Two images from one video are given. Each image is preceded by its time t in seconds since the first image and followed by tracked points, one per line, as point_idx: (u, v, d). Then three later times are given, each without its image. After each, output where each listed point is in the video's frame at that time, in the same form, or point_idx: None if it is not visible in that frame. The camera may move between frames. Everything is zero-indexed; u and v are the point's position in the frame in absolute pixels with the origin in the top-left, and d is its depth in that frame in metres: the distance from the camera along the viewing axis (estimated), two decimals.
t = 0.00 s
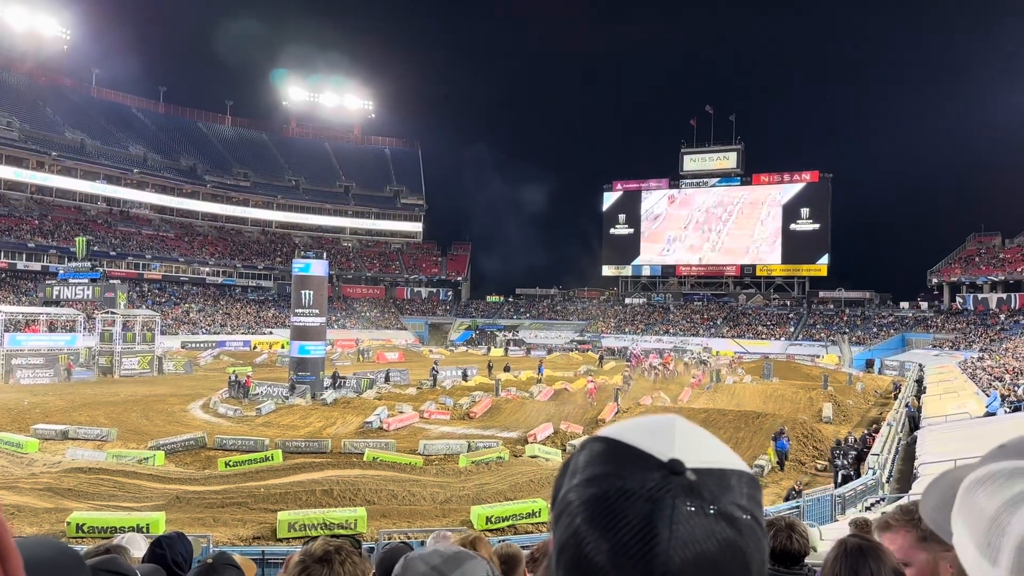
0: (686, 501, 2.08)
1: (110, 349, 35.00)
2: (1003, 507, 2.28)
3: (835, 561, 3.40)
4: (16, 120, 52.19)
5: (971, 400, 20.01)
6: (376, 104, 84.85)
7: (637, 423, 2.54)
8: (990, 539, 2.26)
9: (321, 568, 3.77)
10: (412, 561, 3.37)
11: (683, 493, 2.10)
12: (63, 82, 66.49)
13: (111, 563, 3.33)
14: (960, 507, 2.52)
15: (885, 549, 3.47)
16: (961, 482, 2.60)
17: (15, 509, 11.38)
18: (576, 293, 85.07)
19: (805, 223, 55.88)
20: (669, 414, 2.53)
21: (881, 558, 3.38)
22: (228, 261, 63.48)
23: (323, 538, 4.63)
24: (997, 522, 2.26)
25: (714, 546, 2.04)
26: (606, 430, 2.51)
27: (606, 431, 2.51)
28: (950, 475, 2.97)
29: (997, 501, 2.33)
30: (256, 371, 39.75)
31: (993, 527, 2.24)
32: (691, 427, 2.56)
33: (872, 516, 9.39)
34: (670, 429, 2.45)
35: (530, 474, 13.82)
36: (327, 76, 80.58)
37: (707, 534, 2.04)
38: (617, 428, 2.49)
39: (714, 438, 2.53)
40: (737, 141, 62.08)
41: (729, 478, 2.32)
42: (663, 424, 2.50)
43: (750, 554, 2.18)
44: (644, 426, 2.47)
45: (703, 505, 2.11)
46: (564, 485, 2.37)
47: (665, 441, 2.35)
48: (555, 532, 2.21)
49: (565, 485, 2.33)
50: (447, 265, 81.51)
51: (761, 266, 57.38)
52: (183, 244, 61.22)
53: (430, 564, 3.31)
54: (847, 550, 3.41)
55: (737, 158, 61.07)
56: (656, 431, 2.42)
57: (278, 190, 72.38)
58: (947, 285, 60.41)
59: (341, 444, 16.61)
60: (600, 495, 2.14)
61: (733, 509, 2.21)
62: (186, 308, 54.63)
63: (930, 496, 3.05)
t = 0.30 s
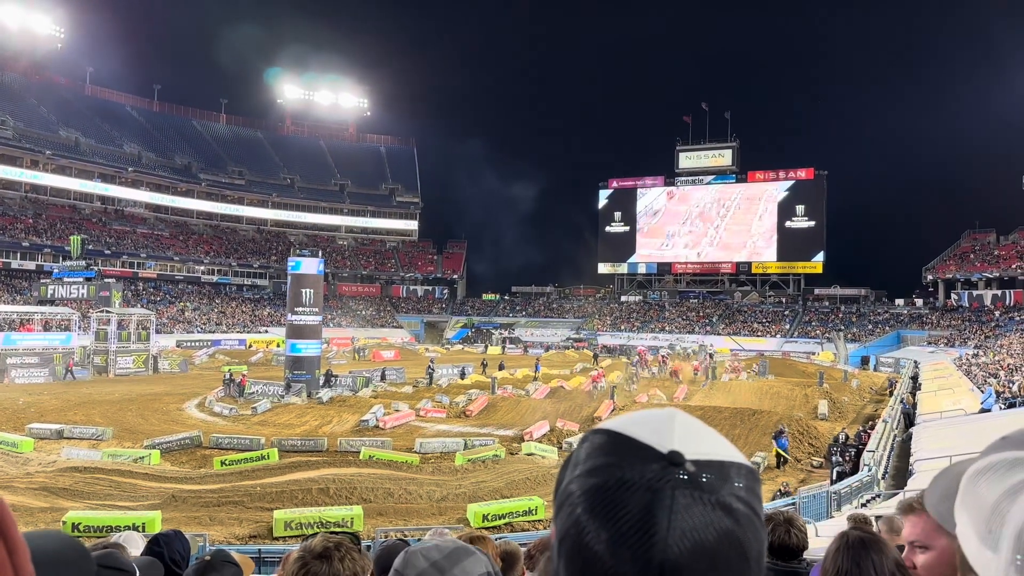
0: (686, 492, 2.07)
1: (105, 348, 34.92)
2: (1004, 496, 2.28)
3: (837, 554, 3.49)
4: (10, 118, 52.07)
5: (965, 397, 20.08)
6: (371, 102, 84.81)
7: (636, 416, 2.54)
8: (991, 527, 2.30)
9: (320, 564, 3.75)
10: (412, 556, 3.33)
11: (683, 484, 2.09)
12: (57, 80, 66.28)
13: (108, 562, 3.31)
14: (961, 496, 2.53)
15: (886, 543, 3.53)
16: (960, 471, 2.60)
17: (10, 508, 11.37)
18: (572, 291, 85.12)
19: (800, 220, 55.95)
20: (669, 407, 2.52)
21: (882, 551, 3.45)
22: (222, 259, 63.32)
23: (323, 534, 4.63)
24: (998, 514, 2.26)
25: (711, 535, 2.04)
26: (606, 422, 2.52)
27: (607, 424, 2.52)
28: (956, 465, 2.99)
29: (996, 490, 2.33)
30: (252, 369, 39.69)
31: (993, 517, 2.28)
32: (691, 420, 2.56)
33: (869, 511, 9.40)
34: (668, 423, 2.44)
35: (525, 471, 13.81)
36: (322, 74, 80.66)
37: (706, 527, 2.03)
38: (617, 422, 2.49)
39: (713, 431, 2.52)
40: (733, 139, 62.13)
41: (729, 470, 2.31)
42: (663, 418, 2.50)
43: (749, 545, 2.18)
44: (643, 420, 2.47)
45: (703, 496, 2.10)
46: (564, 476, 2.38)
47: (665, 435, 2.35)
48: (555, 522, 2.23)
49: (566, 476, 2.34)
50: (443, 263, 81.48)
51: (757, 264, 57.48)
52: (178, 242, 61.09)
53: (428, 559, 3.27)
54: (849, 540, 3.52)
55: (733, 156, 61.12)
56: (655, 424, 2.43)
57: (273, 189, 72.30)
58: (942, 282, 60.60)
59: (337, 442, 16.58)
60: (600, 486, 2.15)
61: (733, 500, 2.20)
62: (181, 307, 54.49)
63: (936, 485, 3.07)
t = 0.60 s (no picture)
0: (665, 479, 2.09)
1: (97, 347, 34.81)
2: (998, 482, 2.44)
3: (830, 546, 3.59)
4: None
5: (958, 393, 20.16)
6: (364, 100, 84.67)
7: (619, 407, 2.58)
8: (985, 514, 2.44)
9: (310, 560, 3.74)
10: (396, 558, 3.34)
11: (662, 472, 2.11)
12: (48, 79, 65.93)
13: (100, 557, 3.31)
14: (957, 483, 2.70)
15: (878, 535, 3.65)
16: (957, 460, 2.77)
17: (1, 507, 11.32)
18: (566, 289, 85.21)
19: (792, 217, 56.08)
20: (651, 399, 2.55)
21: (874, 543, 3.56)
22: (214, 258, 63.13)
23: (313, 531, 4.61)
24: (991, 498, 2.42)
25: (692, 525, 2.06)
26: (590, 414, 2.54)
27: (590, 414, 2.56)
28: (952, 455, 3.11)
29: (991, 476, 2.49)
30: (245, 368, 39.59)
31: (988, 503, 2.40)
32: (673, 412, 2.58)
33: (861, 508, 9.46)
34: (650, 415, 2.47)
35: (519, 469, 13.83)
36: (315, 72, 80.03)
37: (684, 514, 2.05)
38: (599, 412, 2.53)
39: (695, 421, 2.54)
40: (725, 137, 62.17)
41: (709, 459, 2.32)
42: (644, 410, 2.53)
43: (729, 535, 2.18)
44: (627, 411, 2.51)
45: (682, 485, 2.11)
46: (546, 465, 2.41)
47: (646, 425, 2.39)
48: (537, 510, 2.26)
49: (549, 464, 2.37)
50: (436, 261, 81.50)
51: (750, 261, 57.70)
52: (170, 241, 60.88)
53: (417, 564, 3.26)
54: (844, 533, 3.61)
55: (726, 153, 61.19)
56: (635, 416, 2.45)
57: (265, 187, 72.14)
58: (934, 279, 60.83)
59: (330, 441, 16.55)
60: (583, 474, 2.18)
61: (714, 491, 2.22)
62: (173, 306, 54.33)
63: (930, 477, 3.23)
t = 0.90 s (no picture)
0: (648, 463, 2.12)
1: (85, 346, 34.60)
2: (974, 468, 2.44)
3: (816, 539, 3.64)
4: None
5: (946, 388, 20.33)
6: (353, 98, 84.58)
7: (607, 394, 2.61)
8: (965, 501, 2.45)
9: (299, 555, 3.74)
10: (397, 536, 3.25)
11: (646, 456, 2.12)
12: (35, 77, 65.42)
13: (97, 549, 3.35)
14: (940, 470, 2.72)
15: (866, 526, 3.66)
16: (938, 446, 2.80)
17: None
18: (557, 287, 85.41)
19: (781, 215, 56.28)
20: (636, 385, 2.58)
21: (861, 534, 3.58)
22: (203, 256, 62.89)
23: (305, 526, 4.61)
24: (968, 484, 2.43)
25: (675, 509, 2.07)
26: (577, 402, 2.57)
27: (578, 402, 2.59)
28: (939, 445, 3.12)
29: (967, 461, 2.51)
30: (234, 367, 39.43)
31: (967, 488, 2.42)
32: (661, 398, 2.62)
33: (851, 502, 9.50)
34: (635, 400, 2.51)
35: (510, 466, 13.84)
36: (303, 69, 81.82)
37: (669, 498, 2.06)
38: (586, 401, 2.55)
39: (682, 410, 2.57)
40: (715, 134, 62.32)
41: (694, 444, 2.34)
42: (631, 396, 2.56)
43: (713, 519, 2.20)
44: (613, 398, 2.53)
45: (666, 469, 2.14)
46: (535, 452, 2.45)
47: (630, 410, 2.42)
48: (523, 495, 2.30)
49: (536, 451, 2.41)
50: (427, 259, 81.50)
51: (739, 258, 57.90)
52: (159, 239, 60.58)
53: (412, 540, 3.16)
54: (832, 524, 3.64)
55: (715, 151, 61.36)
56: (623, 403, 2.48)
57: (254, 185, 71.89)
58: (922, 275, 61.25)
59: (321, 439, 16.51)
60: (567, 459, 2.21)
61: (699, 475, 2.24)
62: (162, 305, 54.04)
63: (919, 469, 3.25)
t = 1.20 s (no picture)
0: (633, 449, 2.13)
1: (73, 348, 34.39)
2: (959, 454, 2.48)
3: (803, 533, 3.65)
4: None
5: (933, 386, 20.54)
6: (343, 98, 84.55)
7: (595, 382, 2.62)
8: (949, 489, 2.48)
9: (289, 553, 3.74)
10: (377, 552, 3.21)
11: (631, 441, 2.14)
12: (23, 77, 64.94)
13: (95, 542, 3.38)
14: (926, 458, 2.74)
15: (853, 520, 3.71)
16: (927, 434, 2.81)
17: None
18: (547, 286, 85.56)
19: (770, 214, 56.48)
20: (623, 373, 2.60)
21: (849, 527, 3.61)
22: (192, 257, 62.66)
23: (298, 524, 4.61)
24: (953, 470, 2.46)
25: (662, 496, 2.07)
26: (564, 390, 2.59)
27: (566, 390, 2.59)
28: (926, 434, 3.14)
29: (955, 447, 2.53)
30: (223, 368, 39.34)
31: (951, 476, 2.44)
32: (650, 388, 2.63)
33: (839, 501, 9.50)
34: (622, 387, 2.52)
35: (501, 466, 13.84)
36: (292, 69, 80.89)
37: (654, 482, 2.07)
38: (573, 388, 2.57)
39: (671, 397, 2.58)
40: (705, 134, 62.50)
41: (682, 430, 2.33)
42: (617, 384, 2.57)
43: (701, 505, 2.20)
44: (600, 386, 2.55)
45: (653, 454, 2.14)
46: (522, 440, 2.46)
47: (617, 398, 2.43)
48: (511, 482, 2.32)
49: (524, 439, 2.42)
50: (417, 260, 81.56)
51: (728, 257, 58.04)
52: (147, 241, 60.34)
53: (397, 559, 3.10)
54: (818, 519, 3.66)
55: (704, 151, 61.54)
56: (608, 390, 2.50)
57: (243, 185, 71.68)
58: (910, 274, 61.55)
59: (311, 440, 16.47)
60: (554, 445, 2.23)
61: (687, 461, 2.25)
62: (150, 306, 53.75)
63: (907, 462, 3.27)
